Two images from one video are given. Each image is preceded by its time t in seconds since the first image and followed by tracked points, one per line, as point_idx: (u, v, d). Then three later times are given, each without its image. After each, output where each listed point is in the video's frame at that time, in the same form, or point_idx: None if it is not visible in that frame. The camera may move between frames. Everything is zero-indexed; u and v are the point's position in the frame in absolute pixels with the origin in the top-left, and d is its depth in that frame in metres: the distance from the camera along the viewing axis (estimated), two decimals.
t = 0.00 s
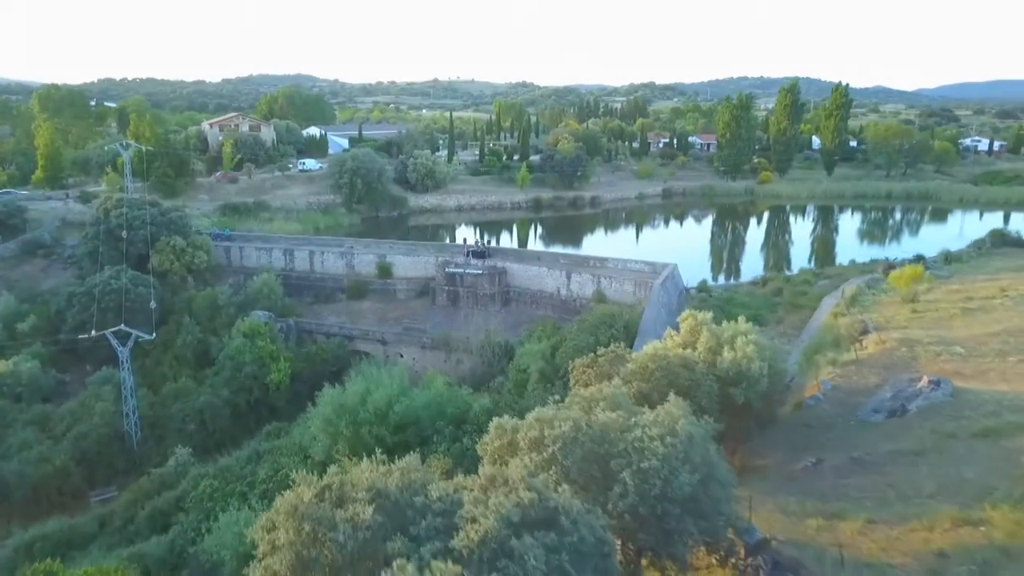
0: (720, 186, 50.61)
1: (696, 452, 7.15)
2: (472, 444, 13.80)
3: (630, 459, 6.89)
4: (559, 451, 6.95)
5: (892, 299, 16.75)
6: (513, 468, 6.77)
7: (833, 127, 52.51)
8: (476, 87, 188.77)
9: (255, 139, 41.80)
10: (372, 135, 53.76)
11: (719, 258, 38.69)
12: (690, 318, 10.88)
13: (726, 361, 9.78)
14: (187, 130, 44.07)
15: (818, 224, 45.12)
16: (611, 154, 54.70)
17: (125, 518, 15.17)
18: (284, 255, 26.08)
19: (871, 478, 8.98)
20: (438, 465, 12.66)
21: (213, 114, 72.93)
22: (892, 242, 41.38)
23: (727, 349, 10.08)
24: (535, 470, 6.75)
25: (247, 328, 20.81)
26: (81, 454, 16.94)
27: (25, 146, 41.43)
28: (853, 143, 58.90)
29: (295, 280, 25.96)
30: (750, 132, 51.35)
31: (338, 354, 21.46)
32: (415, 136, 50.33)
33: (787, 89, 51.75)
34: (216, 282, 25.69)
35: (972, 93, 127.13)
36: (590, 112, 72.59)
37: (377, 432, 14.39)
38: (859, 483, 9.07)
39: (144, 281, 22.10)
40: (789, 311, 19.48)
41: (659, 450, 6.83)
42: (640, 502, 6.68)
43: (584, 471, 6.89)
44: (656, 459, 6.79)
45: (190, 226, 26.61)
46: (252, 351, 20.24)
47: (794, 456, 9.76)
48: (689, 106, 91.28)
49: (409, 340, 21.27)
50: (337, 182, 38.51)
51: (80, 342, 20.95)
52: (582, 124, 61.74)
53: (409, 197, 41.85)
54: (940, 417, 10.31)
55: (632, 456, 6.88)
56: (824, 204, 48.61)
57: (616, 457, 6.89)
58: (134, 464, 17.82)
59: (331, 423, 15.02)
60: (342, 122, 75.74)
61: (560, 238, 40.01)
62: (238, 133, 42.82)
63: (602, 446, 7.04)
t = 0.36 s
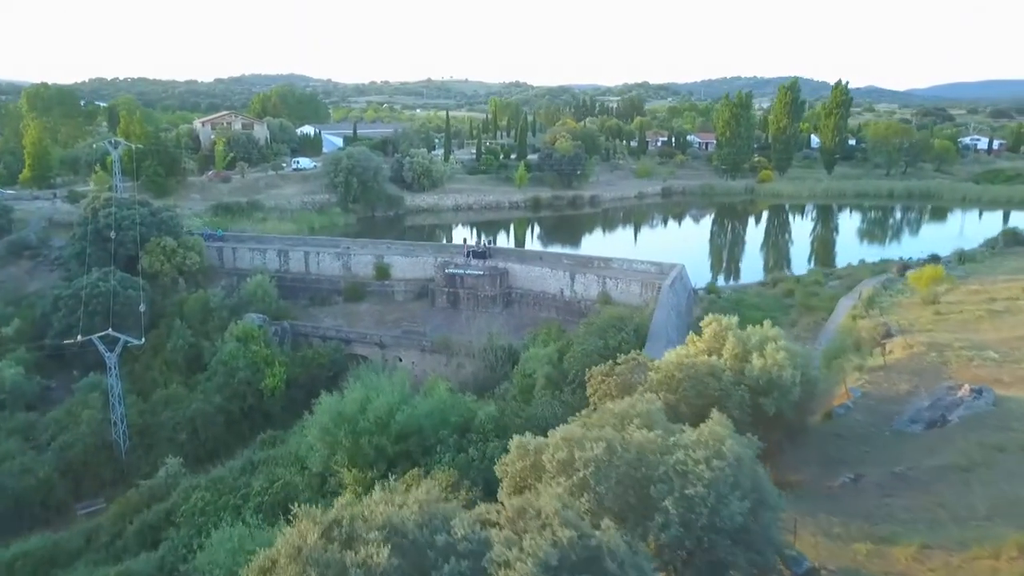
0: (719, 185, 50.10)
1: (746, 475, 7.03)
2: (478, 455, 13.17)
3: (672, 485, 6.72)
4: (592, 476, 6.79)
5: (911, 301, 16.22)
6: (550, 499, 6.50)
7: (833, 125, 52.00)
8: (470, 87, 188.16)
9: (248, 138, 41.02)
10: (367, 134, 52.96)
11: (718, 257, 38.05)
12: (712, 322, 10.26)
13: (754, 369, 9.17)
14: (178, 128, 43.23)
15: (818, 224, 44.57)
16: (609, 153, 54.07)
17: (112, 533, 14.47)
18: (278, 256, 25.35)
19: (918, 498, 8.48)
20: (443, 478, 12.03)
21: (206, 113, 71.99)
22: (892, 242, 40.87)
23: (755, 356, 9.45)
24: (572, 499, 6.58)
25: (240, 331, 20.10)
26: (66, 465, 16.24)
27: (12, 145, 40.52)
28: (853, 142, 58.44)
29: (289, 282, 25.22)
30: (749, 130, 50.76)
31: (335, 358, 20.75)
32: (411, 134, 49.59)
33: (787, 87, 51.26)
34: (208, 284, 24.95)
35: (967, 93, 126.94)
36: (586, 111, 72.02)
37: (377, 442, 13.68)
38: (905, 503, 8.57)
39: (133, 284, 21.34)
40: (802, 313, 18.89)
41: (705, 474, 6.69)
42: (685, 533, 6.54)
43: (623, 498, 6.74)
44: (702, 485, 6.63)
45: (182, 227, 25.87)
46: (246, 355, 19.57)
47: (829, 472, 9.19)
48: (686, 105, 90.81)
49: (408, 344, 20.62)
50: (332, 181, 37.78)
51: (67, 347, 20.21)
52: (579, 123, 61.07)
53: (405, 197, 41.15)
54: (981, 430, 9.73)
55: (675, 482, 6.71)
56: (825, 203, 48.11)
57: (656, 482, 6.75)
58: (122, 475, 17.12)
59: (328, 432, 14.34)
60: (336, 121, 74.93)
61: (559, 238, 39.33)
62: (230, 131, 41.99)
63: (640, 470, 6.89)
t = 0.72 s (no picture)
0: (719, 183, 49.53)
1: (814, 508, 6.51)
2: (483, 466, 12.51)
3: (728, 521, 6.17)
4: (634, 504, 6.29)
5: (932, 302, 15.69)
6: (596, 541, 5.96)
7: (833, 123, 51.54)
8: (464, 86, 187.35)
9: (241, 135, 40.20)
10: (361, 131, 52.20)
11: (718, 256, 37.50)
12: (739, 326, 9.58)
13: (789, 378, 8.52)
14: (169, 125, 42.36)
15: (818, 222, 44.09)
16: (608, 151, 53.43)
17: (97, 549, 13.72)
18: (272, 256, 24.60)
19: (974, 520, 7.92)
20: (448, 491, 11.37)
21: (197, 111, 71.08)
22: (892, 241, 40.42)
23: (789, 363, 8.80)
24: (614, 538, 6.07)
25: (232, 335, 19.37)
26: (49, 476, 15.50)
27: None
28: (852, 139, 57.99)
29: (283, 283, 24.44)
30: (749, 128, 50.23)
31: (331, 362, 20.02)
32: (406, 132, 48.86)
33: (786, 84, 50.69)
34: (199, 285, 24.17)
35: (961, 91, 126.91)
36: (583, 108, 71.38)
37: (379, 453, 12.96)
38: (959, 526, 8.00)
39: (121, 285, 20.55)
40: (815, 314, 18.30)
41: (766, 509, 6.17)
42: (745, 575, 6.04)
43: (671, 534, 6.22)
44: (763, 522, 6.12)
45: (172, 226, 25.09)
46: (238, 360, 18.87)
47: (869, 491, 8.58)
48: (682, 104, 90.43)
49: (407, 347, 19.95)
50: (326, 180, 37.02)
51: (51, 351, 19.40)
52: (576, 120, 60.42)
53: (400, 195, 40.45)
54: None
55: (732, 516, 6.17)
56: (826, 201, 47.61)
57: (707, 516, 6.23)
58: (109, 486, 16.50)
59: (326, 443, 13.59)
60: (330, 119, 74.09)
61: (557, 237, 38.69)
62: (222, 128, 41.15)
63: (686, 498, 6.37)
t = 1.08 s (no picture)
0: (715, 182, 49.00)
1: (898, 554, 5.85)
2: (489, 481, 11.86)
3: (801, 570, 5.47)
4: (690, 553, 5.59)
5: (953, 305, 15.11)
6: None
7: (830, 121, 51.06)
8: (456, 85, 186.55)
9: (229, 133, 39.27)
10: (353, 130, 51.32)
11: (715, 255, 36.93)
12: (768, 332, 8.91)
13: (828, 392, 7.90)
14: (156, 123, 41.37)
15: (815, 221, 43.59)
16: (603, 149, 52.74)
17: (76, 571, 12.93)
18: (262, 257, 23.78)
19: None
20: (450, 510, 10.62)
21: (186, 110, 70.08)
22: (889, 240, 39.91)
23: (826, 375, 8.16)
24: None
25: (220, 340, 18.62)
26: (26, 491, 14.68)
27: None
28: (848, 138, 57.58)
29: (273, 286, 23.60)
30: (746, 126, 49.67)
31: (325, 367, 19.23)
32: (399, 130, 48.05)
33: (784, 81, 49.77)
34: (186, 288, 23.30)
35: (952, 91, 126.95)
36: (576, 106, 70.72)
37: (376, 467, 12.20)
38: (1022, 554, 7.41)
39: (104, 288, 19.65)
40: (828, 317, 17.67)
41: (848, 559, 5.45)
42: None
43: None
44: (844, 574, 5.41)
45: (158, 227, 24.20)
46: (227, 366, 18.08)
47: (918, 515, 7.97)
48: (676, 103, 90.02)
49: (402, 351, 19.24)
50: (318, 179, 36.19)
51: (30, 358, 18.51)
52: (570, 118, 59.74)
53: (393, 194, 39.69)
54: None
55: (807, 566, 5.47)
56: (824, 200, 47.09)
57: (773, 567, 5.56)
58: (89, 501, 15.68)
59: (320, 456, 12.83)
60: (321, 117, 73.14)
61: (553, 237, 37.99)
62: (210, 126, 40.20)
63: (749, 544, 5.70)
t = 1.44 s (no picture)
0: (711, 181, 48.43)
1: None
2: (494, 498, 11.07)
3: None
4: None
5: (976, 307, 14.54)
6: None
7: (826, 119, 50.62)
8: (446, 84, 185.60)
9: (216, 131, 38.29)
10: (342, 128, 50.45)
11: (711, 254, 36.33)
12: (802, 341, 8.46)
13: (876, 407, 7.49)
14: (140, 121, 40.31)
15: (810, 220, 43.06)
16: (597, 148, 52.05)
17: None
18: (250, 258, 22.92)
19: None
20: (454, 530, 9.79)
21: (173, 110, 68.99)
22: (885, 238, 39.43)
23: (871, 388, 7.77)
24: None
25: (206, 346, 17.80)
26: None
27: None
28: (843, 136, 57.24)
29: (262, 288, 22.74)
30: (741, 123, 49.12)
31: (315, 373, 18.60)
32: (390, 129, 47.21)
33: (779, 78, 49.09)
34: (171, 291, 22.40)
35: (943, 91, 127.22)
36: (569, 104, 70.02)
37: (372, 483, 11.36)
38: None
39: (84, 292, 18.74)
40: (840, 318, 17.05)
41: None
42: None
43: None
44: None
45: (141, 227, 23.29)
46: (213, 373, 17.24)
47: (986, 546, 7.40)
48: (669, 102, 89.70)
49: (397, 356, 18.55)
50: (307, 177, 35.33)
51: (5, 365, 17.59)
52: (563, 117, 59.08)
53: (385, 193, 38.93)
54: None
55: None
56: (821, 199, 46.61)
57: None
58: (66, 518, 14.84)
59: (312, 471, 11.92)
60: (310, 116, 72.08)
61: (548, 236, 37.27)
62: (197, 124, 39.21)
63: None
